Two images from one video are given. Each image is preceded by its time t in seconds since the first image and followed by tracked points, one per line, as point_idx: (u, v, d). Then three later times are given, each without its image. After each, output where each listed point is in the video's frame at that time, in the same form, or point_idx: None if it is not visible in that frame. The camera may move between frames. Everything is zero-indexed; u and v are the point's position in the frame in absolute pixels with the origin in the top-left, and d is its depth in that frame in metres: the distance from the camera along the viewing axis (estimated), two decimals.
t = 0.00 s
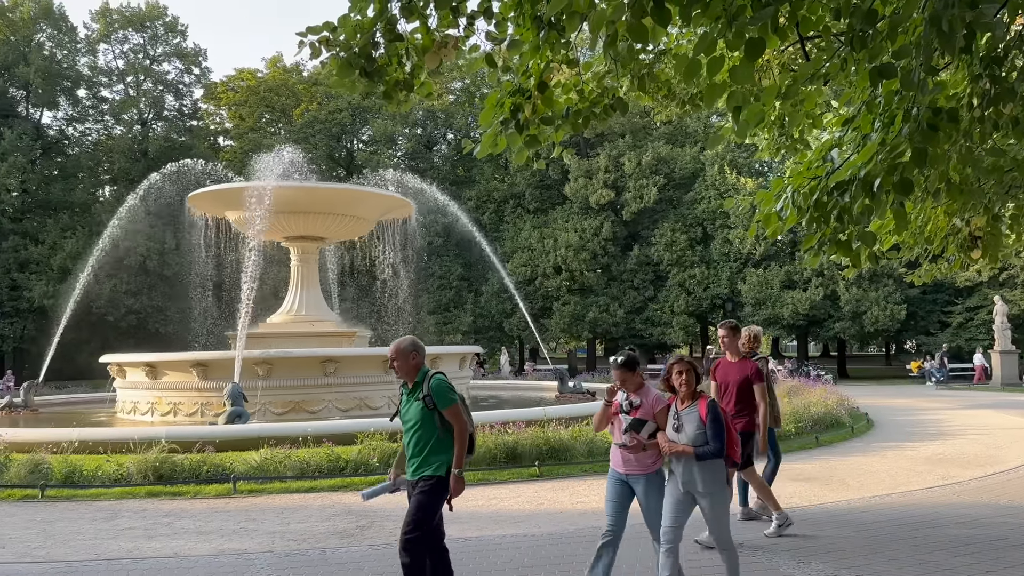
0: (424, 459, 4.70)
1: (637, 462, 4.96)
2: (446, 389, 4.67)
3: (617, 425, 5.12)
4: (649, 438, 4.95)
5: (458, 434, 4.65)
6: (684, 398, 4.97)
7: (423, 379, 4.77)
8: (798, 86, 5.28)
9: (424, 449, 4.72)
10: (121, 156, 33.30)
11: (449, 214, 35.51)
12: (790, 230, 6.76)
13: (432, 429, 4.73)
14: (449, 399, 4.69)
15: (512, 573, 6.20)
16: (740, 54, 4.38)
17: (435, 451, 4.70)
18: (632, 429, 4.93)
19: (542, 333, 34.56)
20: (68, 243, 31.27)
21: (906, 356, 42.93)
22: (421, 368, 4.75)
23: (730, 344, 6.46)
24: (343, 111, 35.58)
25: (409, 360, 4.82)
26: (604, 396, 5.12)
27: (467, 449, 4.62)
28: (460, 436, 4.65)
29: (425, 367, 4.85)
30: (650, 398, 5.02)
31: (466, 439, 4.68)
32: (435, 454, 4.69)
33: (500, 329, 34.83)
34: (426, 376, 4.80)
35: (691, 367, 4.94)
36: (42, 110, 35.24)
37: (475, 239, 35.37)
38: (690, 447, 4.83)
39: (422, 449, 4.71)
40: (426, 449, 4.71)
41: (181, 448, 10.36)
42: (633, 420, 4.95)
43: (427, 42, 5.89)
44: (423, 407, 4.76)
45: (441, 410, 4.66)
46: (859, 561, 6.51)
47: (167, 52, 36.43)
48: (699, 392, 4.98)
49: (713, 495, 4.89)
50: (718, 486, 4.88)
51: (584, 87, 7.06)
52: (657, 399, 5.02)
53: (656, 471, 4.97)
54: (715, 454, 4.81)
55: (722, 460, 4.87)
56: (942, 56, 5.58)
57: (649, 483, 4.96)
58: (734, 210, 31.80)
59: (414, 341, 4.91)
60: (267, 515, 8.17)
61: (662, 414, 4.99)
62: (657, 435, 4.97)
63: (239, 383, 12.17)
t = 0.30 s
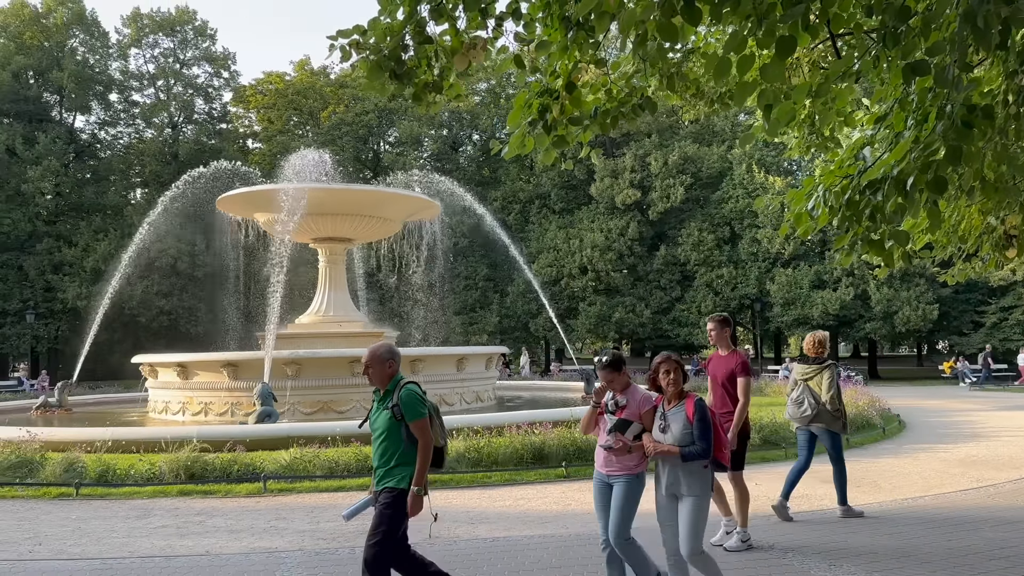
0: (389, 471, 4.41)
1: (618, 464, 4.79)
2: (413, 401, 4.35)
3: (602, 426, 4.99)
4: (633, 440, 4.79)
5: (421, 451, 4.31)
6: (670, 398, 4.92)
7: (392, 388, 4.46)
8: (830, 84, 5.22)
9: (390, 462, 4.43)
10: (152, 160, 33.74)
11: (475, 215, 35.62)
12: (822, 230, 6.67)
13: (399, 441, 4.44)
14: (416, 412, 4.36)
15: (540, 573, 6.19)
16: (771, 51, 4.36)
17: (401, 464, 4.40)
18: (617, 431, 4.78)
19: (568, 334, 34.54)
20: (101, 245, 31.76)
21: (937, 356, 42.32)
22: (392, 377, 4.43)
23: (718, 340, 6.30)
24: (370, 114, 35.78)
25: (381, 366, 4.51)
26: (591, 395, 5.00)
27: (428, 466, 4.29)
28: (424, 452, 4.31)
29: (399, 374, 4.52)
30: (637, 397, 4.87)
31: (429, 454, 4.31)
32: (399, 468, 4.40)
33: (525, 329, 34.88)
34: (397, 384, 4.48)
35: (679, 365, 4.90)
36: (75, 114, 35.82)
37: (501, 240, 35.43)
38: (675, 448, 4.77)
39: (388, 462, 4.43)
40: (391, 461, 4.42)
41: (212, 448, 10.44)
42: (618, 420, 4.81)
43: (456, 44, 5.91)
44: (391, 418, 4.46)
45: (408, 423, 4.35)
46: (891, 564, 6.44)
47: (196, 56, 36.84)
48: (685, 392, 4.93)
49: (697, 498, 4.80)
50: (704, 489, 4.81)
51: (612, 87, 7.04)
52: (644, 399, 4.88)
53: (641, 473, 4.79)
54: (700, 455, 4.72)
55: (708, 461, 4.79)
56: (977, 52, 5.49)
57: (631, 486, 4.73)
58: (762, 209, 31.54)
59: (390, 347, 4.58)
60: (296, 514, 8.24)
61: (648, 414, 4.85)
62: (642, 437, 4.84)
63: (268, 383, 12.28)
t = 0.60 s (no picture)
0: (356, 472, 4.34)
1: (605, 473, 4.70)
2: (374, 400, 4.24)
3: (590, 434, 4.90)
4: (622, 448, 4.71)
5: (383, 451, 4.21)
6: (661, 405, 4.81)
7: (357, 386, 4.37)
8: (861, 81, 5.14)
9: (356, 462, 4.35)
10: (182, 162, 34.13)
11: (500, 215, 35.67)
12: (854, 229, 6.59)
13: (366, 442, 4.35)
14: (379, 410, 4.25)
15: (568, 574, 6.19)
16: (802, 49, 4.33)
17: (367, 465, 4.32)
18: (604, 438, 4.72)
19: (593, 334, 34.46)
20: (131, 246, 32.20)
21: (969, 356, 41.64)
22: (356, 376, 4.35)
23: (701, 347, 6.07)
24: (395, 115, 35.93)
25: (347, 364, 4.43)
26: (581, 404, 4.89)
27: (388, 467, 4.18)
28: (385, 452, 4.20)
29: (365, 372, 4.43)
30: (625, 404, 4.78)
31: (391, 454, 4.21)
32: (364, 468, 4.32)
33: (551, 329, 34.86)
34: (363, 382, 4.38)
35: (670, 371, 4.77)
36: (106, 118, 36.36)
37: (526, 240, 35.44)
38: (667, 457, 4.68)
39: (355, 462, 4.35)
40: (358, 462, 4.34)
41: (241, 447, 10.51)
42: (606, 428, 4.73)
43: (483, 45, 5.92)
44: (356, 417, 4.37)
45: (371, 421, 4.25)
46: (924, 567, 6.35)
47: (224, 59, 37.25)
48: (676, 398, 4.81)
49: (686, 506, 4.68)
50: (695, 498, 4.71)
51: (639, 86, 7.01)
52: (632, 406, 4.78)
53: (631, 480, 4.68)
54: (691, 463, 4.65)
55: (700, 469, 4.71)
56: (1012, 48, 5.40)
57: (619, 495, 4.63)
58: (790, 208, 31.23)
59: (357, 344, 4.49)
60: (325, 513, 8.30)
61: (638, 422, 4.74)
62: (631, 445, 4.73)
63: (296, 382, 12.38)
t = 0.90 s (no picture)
0: (319, 475, 4.26)
1: (587, 474, 4.55)
2: (339, 399, 4.20)
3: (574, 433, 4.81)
4: (604, 447, 4.57)
5: (353, 451, 4.18)
6: (643, 404, 4.57)
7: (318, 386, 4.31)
8: (893, 78, 5.04)
9: (319, 465, 4.27)
10: (210, 164, 34.44)
11: (525, 216, 35.67)
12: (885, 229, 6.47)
13: (328, 443, 4.28)
14: (345, 410, 4.22)
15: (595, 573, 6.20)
16: (832, 47, 4.27)
17: (331, 467, 4.25)
18: (586, 436, 4.59)
19: (618, 334, 34.33)
20: (161, 248, 32.60)
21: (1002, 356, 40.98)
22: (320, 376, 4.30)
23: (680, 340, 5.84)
24: (420, 116, 36.05)
25: (306, 364, 4.34)
26: (563, 400, 4.85)
27: (360, 467, 4.15)
28: (354, 452, 4.17)
29: (323, 371, 4.37)
30: (609, 402, 4.65)
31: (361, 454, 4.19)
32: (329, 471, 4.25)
33: (576, 329, 34.82)
34: (323, 381, 4.33)
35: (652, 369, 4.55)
36: (136, 120, 36.83)
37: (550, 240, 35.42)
38: (646, 458, 4.43)
39: (318, 465, 4.27)
40: (321, 464, 4.27)
41: (270, 445, 10.62)
42: (588, 426, 4.61)
43: (510, 45, 5.94)
44: (318, 418, 4.29)
45: (337, 422, 4.20)
46: (956, 570, 6.29)
47: (252, 62, 37.54)
48: (659, 397, 4.56)
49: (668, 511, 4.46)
50: (676, 502, 4.46)
51: (666, 86, 6.97)
52: (616, 404, 4.65)
53: (615, 481, 4.53)
54: (673, 465, 4.37)
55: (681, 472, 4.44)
56: None
57: (600, 496, 4.50)
58: (819, 207, 30.90)
59: (312, 343, 4.42)
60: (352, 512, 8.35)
61: (620, 420, 4.61)
62: (614, 445, 4.58)
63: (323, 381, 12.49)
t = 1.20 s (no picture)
0: (287, 484, 4.09)
1: (564, 485, 4.46)
2: (312, 402, 4.09)
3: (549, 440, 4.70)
4: (580, 457, 4.43)
5: (327, 455, 4.06)
6: (618, 412, 4.34)
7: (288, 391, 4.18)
8: (925, 75, 4.96)
9: (288, 473, 4.11)
10: (237, 166, 34.74)
11: (548, 215, 35.69)
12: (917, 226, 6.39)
13: (296, 451, 4.13)
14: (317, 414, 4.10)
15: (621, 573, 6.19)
16: (862, 43, 4.22)
17: (301, 475, 4.09)
18: (562, 446, 4.47)
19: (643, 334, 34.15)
20: (189, 249, 32.96)
21: None
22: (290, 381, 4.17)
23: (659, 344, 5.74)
24: (444, 117, 36.14)
25: (276, 369, 4.21)
26: (540, 408, 4.73)
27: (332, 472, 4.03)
28: (329, 457, 4.06)
29: (292, 377, 4.24)
30: (584, 409, 4.50)
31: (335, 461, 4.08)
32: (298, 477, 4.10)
33: (599, 329, 34.71)
34: (292, 387, 4.20)
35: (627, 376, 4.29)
36: (164, 123, 37.24)
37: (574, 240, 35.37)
38: (621, 469, 4.17)
39: (287, 472, 4.10)
40: (290, 470, 4.10)
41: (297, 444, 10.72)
42: (564, 434, 4.48)
43: (537, 45, 5.94)
44: (287, 423, 4.15)
45: (309, 426, 4.08)
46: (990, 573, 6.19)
47: (278, 64, 37.73)
48: (633, 404, 4.33)
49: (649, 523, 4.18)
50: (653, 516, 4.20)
51: (693, 84, 6.94)
52: (593, 410, 4.50)
53: (593, 490, 4.48)
54: (648, 477, 4.10)
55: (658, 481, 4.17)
56: None
57: (579, 507, 4.43)
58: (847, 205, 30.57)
59: (281, 349, 4.29)
60: (378, 511, 8.39)
61: (597, 427, 4.46)
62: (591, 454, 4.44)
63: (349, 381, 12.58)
